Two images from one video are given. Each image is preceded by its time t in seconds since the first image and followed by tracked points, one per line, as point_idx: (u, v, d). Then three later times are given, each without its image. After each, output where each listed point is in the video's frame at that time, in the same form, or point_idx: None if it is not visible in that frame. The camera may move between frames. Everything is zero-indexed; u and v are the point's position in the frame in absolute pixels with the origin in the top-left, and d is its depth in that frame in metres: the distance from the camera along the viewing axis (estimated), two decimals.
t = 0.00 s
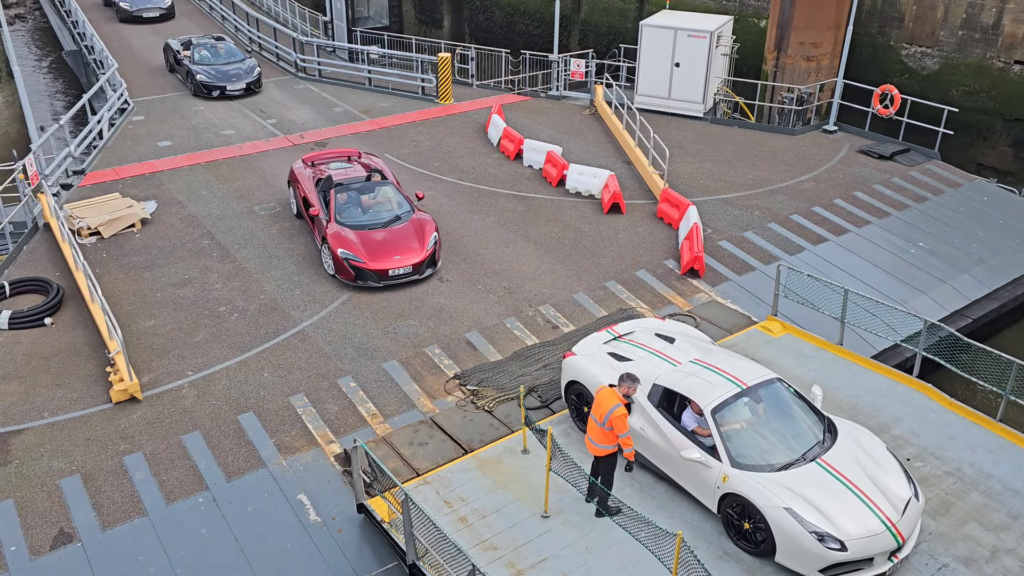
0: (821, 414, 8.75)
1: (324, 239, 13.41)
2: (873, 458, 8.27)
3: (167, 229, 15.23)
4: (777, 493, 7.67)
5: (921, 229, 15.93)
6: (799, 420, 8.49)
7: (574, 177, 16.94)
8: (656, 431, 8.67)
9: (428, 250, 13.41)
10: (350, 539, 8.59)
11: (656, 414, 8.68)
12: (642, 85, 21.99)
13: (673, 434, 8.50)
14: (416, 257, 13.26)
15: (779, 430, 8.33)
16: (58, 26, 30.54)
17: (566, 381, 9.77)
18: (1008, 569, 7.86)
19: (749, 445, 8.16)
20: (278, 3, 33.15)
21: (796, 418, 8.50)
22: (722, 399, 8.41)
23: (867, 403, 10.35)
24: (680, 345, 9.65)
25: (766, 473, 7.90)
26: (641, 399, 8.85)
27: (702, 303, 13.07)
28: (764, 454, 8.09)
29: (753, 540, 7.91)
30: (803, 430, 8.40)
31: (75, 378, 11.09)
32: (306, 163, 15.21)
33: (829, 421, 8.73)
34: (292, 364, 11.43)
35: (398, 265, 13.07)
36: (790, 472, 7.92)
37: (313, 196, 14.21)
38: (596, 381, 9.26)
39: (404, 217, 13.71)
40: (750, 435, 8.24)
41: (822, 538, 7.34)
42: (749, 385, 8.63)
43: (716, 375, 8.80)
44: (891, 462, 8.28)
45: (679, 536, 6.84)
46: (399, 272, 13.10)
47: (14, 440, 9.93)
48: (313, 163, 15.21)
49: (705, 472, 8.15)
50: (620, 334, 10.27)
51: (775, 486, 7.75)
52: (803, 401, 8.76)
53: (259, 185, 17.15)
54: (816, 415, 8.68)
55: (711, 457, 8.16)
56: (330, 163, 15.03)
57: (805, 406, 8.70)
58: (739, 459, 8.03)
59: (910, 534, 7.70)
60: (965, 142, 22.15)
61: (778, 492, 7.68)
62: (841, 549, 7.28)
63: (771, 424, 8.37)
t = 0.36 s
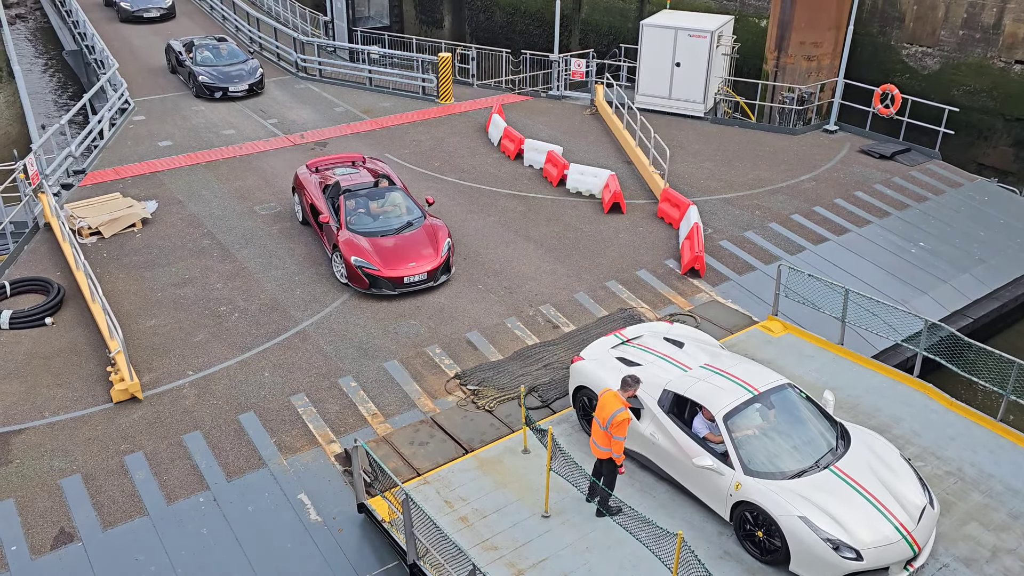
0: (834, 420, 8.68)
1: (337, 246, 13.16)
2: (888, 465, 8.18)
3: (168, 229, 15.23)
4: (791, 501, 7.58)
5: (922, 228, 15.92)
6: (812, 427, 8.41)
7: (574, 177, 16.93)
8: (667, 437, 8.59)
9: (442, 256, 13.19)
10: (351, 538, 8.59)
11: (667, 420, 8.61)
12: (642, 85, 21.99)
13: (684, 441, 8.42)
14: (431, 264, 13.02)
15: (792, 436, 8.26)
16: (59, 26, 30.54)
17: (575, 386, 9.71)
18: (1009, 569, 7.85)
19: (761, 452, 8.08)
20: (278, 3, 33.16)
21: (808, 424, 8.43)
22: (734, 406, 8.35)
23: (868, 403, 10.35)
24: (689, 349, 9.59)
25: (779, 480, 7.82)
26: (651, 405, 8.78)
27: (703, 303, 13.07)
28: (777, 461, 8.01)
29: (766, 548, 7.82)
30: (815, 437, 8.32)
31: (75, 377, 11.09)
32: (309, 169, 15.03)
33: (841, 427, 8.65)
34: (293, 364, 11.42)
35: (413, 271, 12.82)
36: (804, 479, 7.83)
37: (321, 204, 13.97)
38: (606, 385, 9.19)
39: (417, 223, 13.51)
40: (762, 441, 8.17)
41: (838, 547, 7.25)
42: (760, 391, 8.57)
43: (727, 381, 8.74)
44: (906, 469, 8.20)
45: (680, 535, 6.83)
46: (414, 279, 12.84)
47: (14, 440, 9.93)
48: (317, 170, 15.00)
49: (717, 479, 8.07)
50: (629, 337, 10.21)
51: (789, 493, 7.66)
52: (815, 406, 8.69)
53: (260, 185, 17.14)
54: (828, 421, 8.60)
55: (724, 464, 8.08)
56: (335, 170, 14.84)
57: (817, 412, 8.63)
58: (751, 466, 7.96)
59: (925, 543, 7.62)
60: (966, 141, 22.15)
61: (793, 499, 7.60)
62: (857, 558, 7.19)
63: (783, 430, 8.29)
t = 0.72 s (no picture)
0: (857, 432, 8.51)
1: (354, 255, 12.87)
2: (914, 478, 8.00)
3: (169, 228, 15.24)
4: (817, 516, 7.40)
5: (923, 228, 15.91)
6: (835, 439, 8.23)
7: (575, 177, 16.93)
8: (686, 449, 8.42)
9: (462, 262, 12.96)
10: (351, 538, 8.59)
11: (686, 431, 8.44)
12: (643, 85, 21.98)
13: (705, 453, 8.25)
14: (452, 271, 12.79)
15: (815, 447, 8.10)
16: (60, 26, 30.53)
17: (590, 396, 9.56)
18: (1010, 569, 7.84)
19: (784, 464, 7.91)
20: (279, 2, 33.16)
21: (831, 436, 8.26)
22: (755, 417, 8.19)
23: (869, 402, 10.34)
24: (707, 359, 9.43)
25: (803, 494, 7.65)
26: (669, 416, 8.62)
27: (703, 303, 13.05)
28: (800, 474, 7.84)
29: (790, 563, 7.63)
30: (839, 449, 8.15)
31: (76, 377, 11.10)
32: (315, 176, 14.79)
33: (865, 439, 8.48)
34: (294, 364, 11.41)
35: (434, 279, 12.57)
36: (829, 493, 7.66)
37: (333, 212, 13.68)
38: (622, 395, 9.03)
39: (433, 229, 13.28)
40: (785, 453, 8.00)
41: (866, 563, 7.07)
42: (782, 402, 8.40)
43: (747, 391, 8.57)
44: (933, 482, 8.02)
45: (680, 534, 6.82)
46: (435, 287, 12.60)
47: (15, 439, 9.93)
48: (323, 177, 14.76)
49: (739, 493, 7.91)
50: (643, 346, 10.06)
51: (814, 508, 7.48)
52: (837, 417, 8.53)
53: (260, 184, 17.14)
54: (851, 433, 8.43)
55: (746, 477, 7.91)
56: (343, 177, 14.62)
57: (840, 424, 8.45)
58: (775, 479, 7.79)
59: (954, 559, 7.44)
60: (967, 141, 22.14)
61: (818, 514, 7.42)
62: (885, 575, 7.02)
63: (806, 441, 8.12)
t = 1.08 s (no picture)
0: (893, 448, 8.24)
1: (372, 263, 12.68)
2: (953, 497, 7.76)
3: (173, 228, 15.26)
4: (857, 540, 7.16)
5: (927, 228, 15.88)
6: (872, 456, 7.96)
7: (578, 176, 16.91)
8: (717, 466, 8.19)
9: (482, 266, 12.81)
10: (355, 538, 8.60)
11: (717, 448, 8.21)
12: (646, 85, 21.97)
13: (737, 471, 8.02)
14: (473, 275, 12.63)
15: (851, 464, 7.83)
16: (64, 26, 30.58)
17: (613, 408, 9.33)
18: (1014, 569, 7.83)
19: (822, 485, 7.65)
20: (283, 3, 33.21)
21: (868, 453, 7.98)
22: (790, 434, 7.92)
23: (873, 403, 10.33)
24: (733, 370, 9.18)
25: (842, 516, 7.40)
26: (699, 432, 8.37)
27: (707, 303, 13.03)
28: (839, 495, 7.58)
29: None
30: (876, 467, 7.88)
31: (80, 377, 11.12)
32: (323, 182, 14.61)
33: (901, 455, 8.21)
34: (297, 363, 11.43)
35: (455, 284, 12.40)
36: (870, 515, 7.40)
37: (346, 218, 13.46)
38: (649, 410, 8.77)
39: (450, 234, 13.13)
40: (821, 472, 7.74)
41: None
42: (816, 418, 8.12)
43: (779, 406, 8.31)
44: (972, 502, 7.78)
45: (682, 534, 6.81)
46: (457, 292, 12.43)
47: (19, 439, 9.96)
48: (331, 183, 14.55)
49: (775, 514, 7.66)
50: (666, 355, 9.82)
51: (855, 532, 7.23)
52: (871, 431, 8.26)
53: (264, 184, 17.16)
54: (888, 449, 8.16)
55: (782, 497, 7.67)
56: (352, 182, 14.42)
57: (876, 440, 8.18)
58: (813, 501, 7.53)
59: None
60: (971, 141, 22.10)
61: (859, 538, 7.18)
62: None
63: (843, 459, 7.85)
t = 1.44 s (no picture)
0: (938, 467, 7.94)
1: (392, 267, 12.55)
2: (1001, 519, 7.46)
3: (179, 228, 15.31)
4: (907, 565, 6.84)
5: (934, 227, 15.81)
6: (917, 476, 7.66)
7: (584, 176, 16.90)
8: (754, 486, 7.91)
9: (502, 270, 12.72)
10: (361, 537, 8.61)
11: (754, 467, 7.94)
12: (652, 84, 21.94)
13: (776, 491, 7.74)
14: (493, 278, 12.53)
15: (895, 484, 7.53)
16: (71, 26, 30.67)
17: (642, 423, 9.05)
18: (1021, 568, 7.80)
19: (867, 507, 7.35)
20: (289, 3, 33.28)
21: (913, 473, 7.68)
22: (832, 454, 7.63)
23: (880, 402, 10.29)
24: (767, 384, 8.90)
25: (891, 541, 7.09)
26: (735, 450, 8.09)
27: (713, 302, 13.01)
28: (886, 517, 7.28)
29: None
30: (923, 488, 7.58)
31: (88, 376, 11.16)
32: (334, 187, 14.49)
33: (946, 475, 7.91)
34: (303, 362, 11.45)
35: (477, 288, 12.30)
36: (919, 539, 7.09)
37: (362, 223, 13.31)
38: (681, 425, 8.48)
39: (469, 238, 13.04)
40: (866, 493, 7.44)
41: None
42: (858, 437, 7.83)
43: (819, 423, 8.02)
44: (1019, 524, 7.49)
45: (689, 534, 6.80)
46: (479, 296, 12.32)
47: (27, 438, 10.00)
48: (342, 188, 14.44)
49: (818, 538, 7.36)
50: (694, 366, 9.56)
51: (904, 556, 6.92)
52: (915, 450, 7.96)
53: (270, 184, 17.20)
54: (933, 469, 7.85)
55: (826, 521, 7.37)
56: (363, 186, 14.31)
57: (921, 459, 7.87)
58: (858, 524, 7.23)
59: None
60: (978, 139, 22.02)
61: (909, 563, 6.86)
62: None
63: (887, 479, 7.56)
